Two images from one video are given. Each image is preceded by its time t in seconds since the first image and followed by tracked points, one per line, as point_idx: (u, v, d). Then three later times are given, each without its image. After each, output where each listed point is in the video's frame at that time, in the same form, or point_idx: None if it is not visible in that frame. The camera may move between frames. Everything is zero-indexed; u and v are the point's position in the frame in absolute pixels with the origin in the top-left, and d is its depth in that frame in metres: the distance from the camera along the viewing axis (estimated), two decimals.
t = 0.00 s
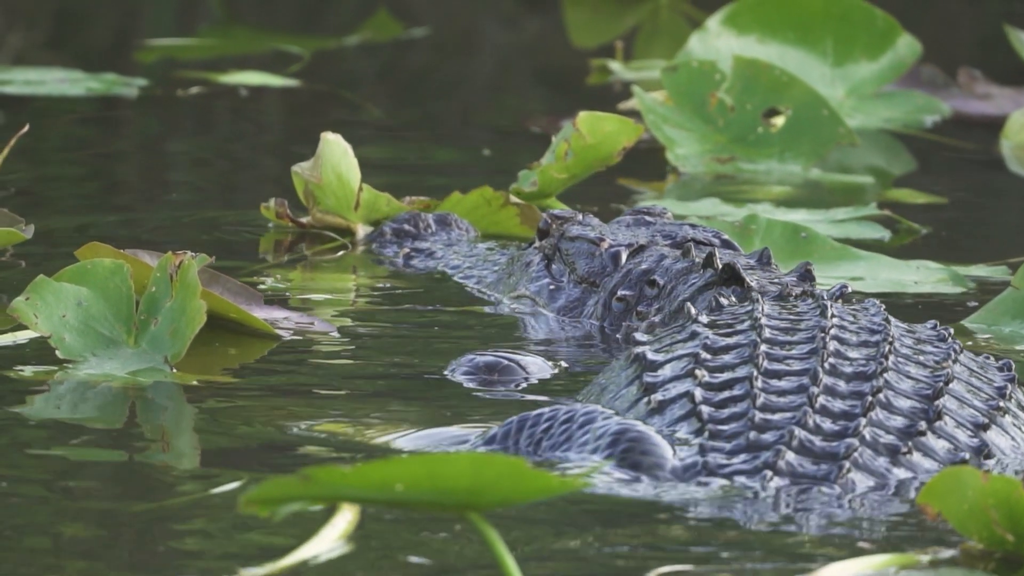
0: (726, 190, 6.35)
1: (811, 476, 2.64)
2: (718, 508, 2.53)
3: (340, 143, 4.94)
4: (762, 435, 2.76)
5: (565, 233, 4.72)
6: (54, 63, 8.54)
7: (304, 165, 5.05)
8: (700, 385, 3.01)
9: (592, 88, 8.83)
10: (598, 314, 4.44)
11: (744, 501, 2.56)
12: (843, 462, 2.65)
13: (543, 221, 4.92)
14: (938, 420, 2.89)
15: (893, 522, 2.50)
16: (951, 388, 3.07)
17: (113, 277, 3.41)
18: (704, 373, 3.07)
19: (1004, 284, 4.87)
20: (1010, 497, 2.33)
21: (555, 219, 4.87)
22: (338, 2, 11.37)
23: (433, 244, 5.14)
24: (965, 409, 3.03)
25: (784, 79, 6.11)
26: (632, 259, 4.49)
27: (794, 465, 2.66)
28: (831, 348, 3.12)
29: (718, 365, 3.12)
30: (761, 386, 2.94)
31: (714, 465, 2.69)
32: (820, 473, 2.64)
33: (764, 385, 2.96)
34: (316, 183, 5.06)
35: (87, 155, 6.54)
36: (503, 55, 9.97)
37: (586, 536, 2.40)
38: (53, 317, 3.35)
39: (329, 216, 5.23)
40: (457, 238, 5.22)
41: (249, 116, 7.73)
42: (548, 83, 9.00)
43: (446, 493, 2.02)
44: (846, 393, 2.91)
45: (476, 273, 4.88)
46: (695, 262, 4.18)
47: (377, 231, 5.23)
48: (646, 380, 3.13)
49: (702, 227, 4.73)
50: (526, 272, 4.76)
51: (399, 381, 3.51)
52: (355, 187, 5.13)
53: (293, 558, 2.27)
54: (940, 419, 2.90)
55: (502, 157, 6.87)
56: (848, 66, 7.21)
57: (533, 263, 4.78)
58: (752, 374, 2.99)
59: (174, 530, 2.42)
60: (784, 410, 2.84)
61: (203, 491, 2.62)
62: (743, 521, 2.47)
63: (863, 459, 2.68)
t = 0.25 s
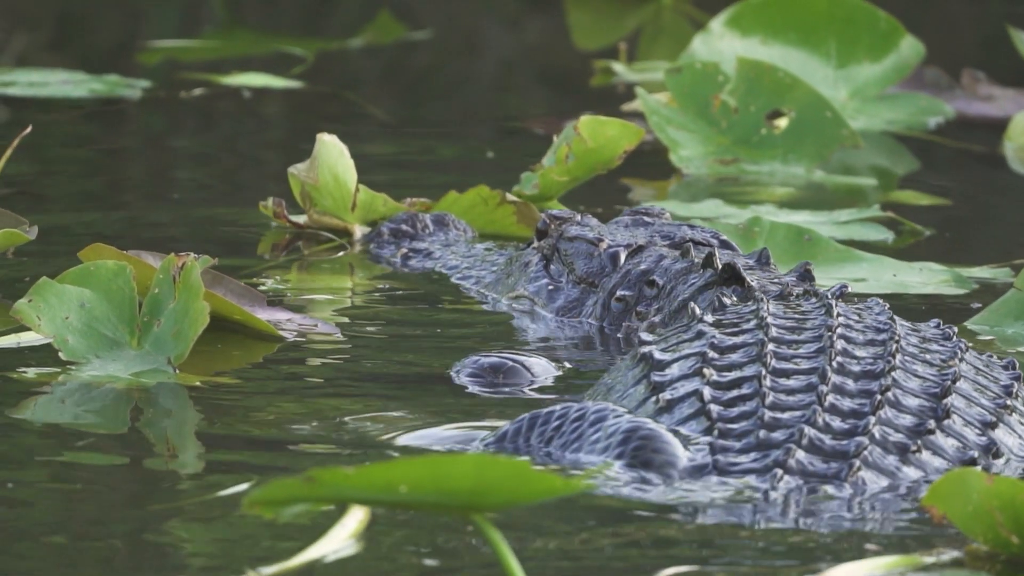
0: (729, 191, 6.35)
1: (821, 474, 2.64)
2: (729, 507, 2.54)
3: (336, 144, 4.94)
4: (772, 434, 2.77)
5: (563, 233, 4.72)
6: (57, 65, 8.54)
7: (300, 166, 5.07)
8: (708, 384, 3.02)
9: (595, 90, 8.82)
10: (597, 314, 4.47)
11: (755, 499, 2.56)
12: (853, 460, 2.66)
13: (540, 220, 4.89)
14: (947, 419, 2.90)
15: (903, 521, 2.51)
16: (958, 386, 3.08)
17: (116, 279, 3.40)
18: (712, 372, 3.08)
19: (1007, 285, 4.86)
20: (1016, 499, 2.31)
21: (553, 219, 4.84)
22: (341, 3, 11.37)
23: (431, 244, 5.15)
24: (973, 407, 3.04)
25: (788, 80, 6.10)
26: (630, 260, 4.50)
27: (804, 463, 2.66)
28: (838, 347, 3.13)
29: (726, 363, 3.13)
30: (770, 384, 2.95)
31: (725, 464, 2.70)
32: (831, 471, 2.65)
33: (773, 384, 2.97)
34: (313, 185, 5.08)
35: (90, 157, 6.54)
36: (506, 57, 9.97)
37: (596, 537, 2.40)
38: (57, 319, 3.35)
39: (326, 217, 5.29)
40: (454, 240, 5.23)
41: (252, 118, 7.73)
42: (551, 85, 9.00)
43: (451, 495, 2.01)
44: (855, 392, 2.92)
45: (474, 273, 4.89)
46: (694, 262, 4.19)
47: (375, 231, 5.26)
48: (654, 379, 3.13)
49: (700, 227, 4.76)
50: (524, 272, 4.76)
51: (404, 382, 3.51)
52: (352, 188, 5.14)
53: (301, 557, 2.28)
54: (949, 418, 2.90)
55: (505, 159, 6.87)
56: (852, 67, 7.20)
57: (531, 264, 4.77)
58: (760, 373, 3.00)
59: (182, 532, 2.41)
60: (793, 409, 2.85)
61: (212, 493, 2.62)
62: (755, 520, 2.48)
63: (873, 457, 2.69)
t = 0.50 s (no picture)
0: (732, 193, 6.35)
1: (831, 473, 2.65)
2: (739, 506, 2.55)
3: (332, 145, 4.95)
4: (781, 433, 2.78)
5: (562, 233, 4.72)
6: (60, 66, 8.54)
7: (297, 167, 5.05)
8: (716, 382, 3.03)
9: (598, 91, 8.82)
10: (596, 315, 4.48)
11: (767, 499, 2.57)
12: (863, 459, 2.67)
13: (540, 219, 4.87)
14: (955, 417, 2.91)
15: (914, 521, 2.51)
16: (965, 385, 3.09)
17: (118, 281, 3.40)
18: (719, 371, 3.08)
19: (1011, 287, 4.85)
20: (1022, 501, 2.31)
21: (551, 219, 4.82)
22: (344, 4, 11.38)
23: (429, 245, 5.16)
24: (981, 406, 3.05)
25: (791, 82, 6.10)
26: (629, 261, 4.51)
27: (814, 462, 2.67)
28: (845, 345, 3.14)
29: (733, 361, 3.14)
30: (778, 383, 2.96)
31: (735, 464, 2.71)
32: (841, 470, 2.66)
33: (781, 382, 2.98)
34: (310, 185, 5.08)
35: (93, 159, 6.54)
36: (509, 58, 9.98)
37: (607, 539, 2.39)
38: (59, 321, 3.35)
39: (323, 219, 5.28)
40: (451, 240, 5.24)
41: (255, 119, 7.73)
42: (554, 87, 9.00)
43: (455, 496, 2.01)
44: (863, 390, 2.93)
45: (472, 274, 4.90)
46: (694, 262, 4.21)
47: (373, 231, 5.27)
48: (661, 378, 3.14)
49: (698, 227, 4.78)
50: (523, 272, 4.76)
51: (408, 382, 3.51)
52: (349, 188, 5.15)
53: (309, 559, 2.28)
54: (957, 416, 2.91)
55: (508, 160, 6.87)
56: (855, 69, 7.20)
57: (530, 264, 4.77)
58: (768, 371, 3.01)
59: (190, 534, 2.41)
60: (802, 407, 2.86)
61: (222, 494, 2.62)
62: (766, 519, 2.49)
63: (882, 455, 2.71)
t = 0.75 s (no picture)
0: (736, 194, 6.34)
1: (841, 471, 2.65)
2: (748, 505, 2.55)
3: (330, 146, 4.94)
4: (790, 431, 2.78)
5: (561, 234, 4.74)
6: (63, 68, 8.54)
7: (294, 167, 5.06)
8: (723, 381, 3.04)
9: (601, 93, 8.81)
10: (595, 315, 4.48)
11: (776, 497, 2.57)
12: (872, 457, 2.67)
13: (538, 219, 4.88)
14: (963, 414, 2.91)
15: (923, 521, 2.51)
16: (972, 383, 3.09)
17: (121, 281, 3.40)
18: (726, 369, 3.09)
19: (1015, 288, 4.84)
20: None
21: (550, 220, 4.83)
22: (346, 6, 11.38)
23: (427, 245, 5.15)
24: (988, 404, 3.06)
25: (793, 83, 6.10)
26: (628, 261, 4.52)
27: (823, 459, 2.68)
28: (852, 344, 3.15)
29: (739, 361, 3.15)
30: (786, 381, 2.97)
31: (745, 463, 2.72)
32: (850, 467, 2.66)
33: (788, 381, 3.00)
34: (307, 186, 5.09)
35: (97, 160, 6.54)
36: (512, 59, 9.97)
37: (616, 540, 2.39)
38: (61, 321, 3.34)
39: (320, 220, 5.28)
40: (449, 240, 5.23)
41: (257, 120, 7.73)
42: (557, 88, 8.99)
43: (460, 496, 2.00)
44: (871, 388, 2.94)
45: (471, 275, 4.90)
46: (692, 263, 4.21)
47: (371, 232, 5.26)
48: (668, 377, 3.15)
49: (697, 228, 4.80)
50: (521, 273, 4.76)
51: (414, 382, 3.51)
52: (346, 188, 5.16)
53: (318, 558, 2.28)
54: (965, 414, 2.91)
55: (511, 161, 6.86)
56: (858, 70, 7.19)
57: (528, 265, 4.77)
58: (776, 370, 3.02)
59: (196, 536, 2.40)
60: (810, 405, 2.87)
61: (234, 496, 2.61)
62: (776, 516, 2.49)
63: (891, 453, 2.70)
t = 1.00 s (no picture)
0: (739, 194, 6.33)
1: (849, 469, 2.66)
2: (757, 504, 2.56)
3: (324, 147, 4.90)
4: (799, 428, 2.80)
5: (559, 234, 4.75)
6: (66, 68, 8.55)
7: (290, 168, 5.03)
8: (730, 379, 3.06)
9: (604, 94, 8.81)
10: (594, 316, 4.48)
11: (785, 497, 2.58)
12: (880, 454, 2.68)
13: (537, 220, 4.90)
14: (971, 411, 2.92)
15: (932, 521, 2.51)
16: (979, 380, 3.11)
17: (125, 282, 3.40)
18: (733, 367, 3.12)
19: (1019, 289, 4.83)
20: None
21: (548, 220, 4.85)
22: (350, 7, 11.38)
23: (425, 246, 5.14)
24: (995, 401, 3.07)
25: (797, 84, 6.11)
26: (627, 261, 4.52)
27: (832, 457, 2.69)
28: (858, 341, 3.16)
29: (746, 359, 3.18)
30: (793, 379, 3.00)
31: (754, 462, 2.74)
32: (858, 465, 2.67)
33: (796, 378, 3.02)
34: (303, 187, 5.06)
35: (100, 161, 6.55)
36: (515, 60, 9.97)
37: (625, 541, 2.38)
38: (65, 322, 3.34)
39: (317, 219, 5.29)
40: (446, 241, 5.24)
41: (260, 121, 7.73)
42: (561, 89, 8.99)
43: (463, 497, 1.99)
44: (878, 386, 2.95)
45: (469, 275, 4.91)
46: (690, 262, 4.23)
47: (370, 232, 5.28)
48: (674, 375, 3.19)
49: (695, 229, 4.78)
50: (519, 273, 4.78)
51: (420, 382, 3.51)
52: (342, 189, 5.11)
53: (329, 557, 2.28)
54: (972, 411, 2.93)
55: (515, 162, 6.86)
56: (862, 71, 7.18)
57: (527, 265, 4.79)
58: (783, 368, 3.04)
59: (199, 536, 2.40)
60: (818, 403, 2.89)
61: (243, 497, 2.61)
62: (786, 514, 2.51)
63: (899, 451, 2.71)
